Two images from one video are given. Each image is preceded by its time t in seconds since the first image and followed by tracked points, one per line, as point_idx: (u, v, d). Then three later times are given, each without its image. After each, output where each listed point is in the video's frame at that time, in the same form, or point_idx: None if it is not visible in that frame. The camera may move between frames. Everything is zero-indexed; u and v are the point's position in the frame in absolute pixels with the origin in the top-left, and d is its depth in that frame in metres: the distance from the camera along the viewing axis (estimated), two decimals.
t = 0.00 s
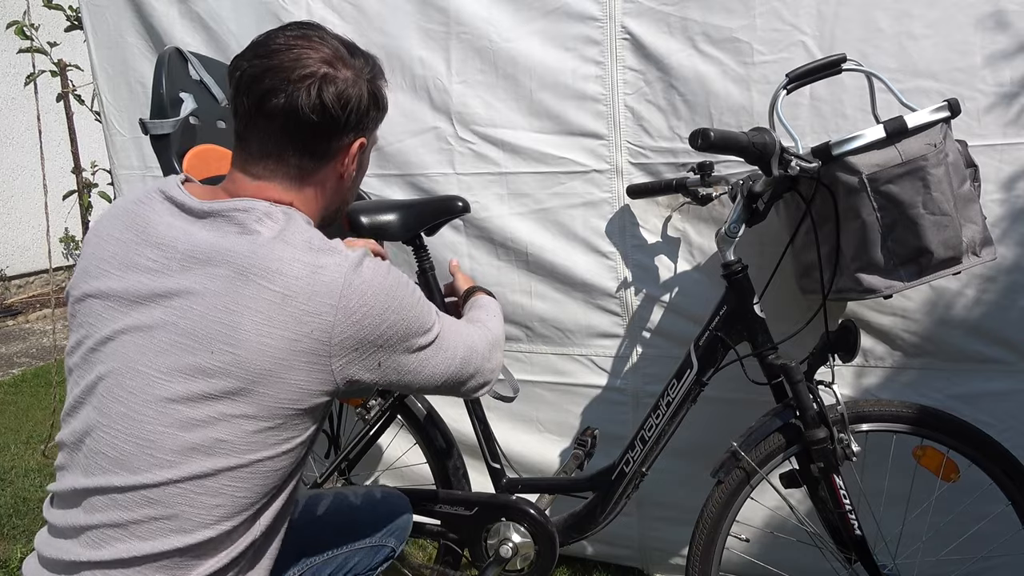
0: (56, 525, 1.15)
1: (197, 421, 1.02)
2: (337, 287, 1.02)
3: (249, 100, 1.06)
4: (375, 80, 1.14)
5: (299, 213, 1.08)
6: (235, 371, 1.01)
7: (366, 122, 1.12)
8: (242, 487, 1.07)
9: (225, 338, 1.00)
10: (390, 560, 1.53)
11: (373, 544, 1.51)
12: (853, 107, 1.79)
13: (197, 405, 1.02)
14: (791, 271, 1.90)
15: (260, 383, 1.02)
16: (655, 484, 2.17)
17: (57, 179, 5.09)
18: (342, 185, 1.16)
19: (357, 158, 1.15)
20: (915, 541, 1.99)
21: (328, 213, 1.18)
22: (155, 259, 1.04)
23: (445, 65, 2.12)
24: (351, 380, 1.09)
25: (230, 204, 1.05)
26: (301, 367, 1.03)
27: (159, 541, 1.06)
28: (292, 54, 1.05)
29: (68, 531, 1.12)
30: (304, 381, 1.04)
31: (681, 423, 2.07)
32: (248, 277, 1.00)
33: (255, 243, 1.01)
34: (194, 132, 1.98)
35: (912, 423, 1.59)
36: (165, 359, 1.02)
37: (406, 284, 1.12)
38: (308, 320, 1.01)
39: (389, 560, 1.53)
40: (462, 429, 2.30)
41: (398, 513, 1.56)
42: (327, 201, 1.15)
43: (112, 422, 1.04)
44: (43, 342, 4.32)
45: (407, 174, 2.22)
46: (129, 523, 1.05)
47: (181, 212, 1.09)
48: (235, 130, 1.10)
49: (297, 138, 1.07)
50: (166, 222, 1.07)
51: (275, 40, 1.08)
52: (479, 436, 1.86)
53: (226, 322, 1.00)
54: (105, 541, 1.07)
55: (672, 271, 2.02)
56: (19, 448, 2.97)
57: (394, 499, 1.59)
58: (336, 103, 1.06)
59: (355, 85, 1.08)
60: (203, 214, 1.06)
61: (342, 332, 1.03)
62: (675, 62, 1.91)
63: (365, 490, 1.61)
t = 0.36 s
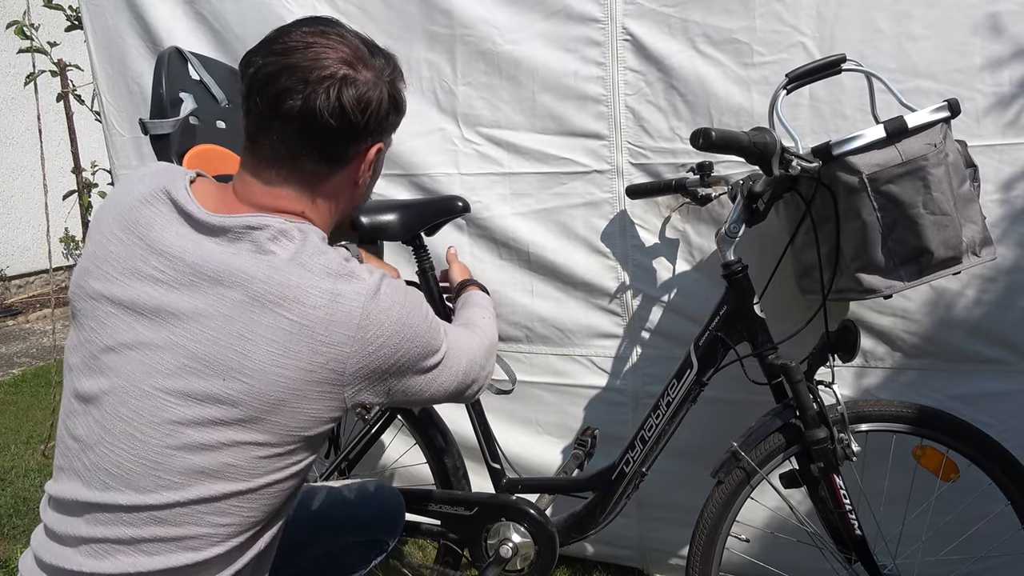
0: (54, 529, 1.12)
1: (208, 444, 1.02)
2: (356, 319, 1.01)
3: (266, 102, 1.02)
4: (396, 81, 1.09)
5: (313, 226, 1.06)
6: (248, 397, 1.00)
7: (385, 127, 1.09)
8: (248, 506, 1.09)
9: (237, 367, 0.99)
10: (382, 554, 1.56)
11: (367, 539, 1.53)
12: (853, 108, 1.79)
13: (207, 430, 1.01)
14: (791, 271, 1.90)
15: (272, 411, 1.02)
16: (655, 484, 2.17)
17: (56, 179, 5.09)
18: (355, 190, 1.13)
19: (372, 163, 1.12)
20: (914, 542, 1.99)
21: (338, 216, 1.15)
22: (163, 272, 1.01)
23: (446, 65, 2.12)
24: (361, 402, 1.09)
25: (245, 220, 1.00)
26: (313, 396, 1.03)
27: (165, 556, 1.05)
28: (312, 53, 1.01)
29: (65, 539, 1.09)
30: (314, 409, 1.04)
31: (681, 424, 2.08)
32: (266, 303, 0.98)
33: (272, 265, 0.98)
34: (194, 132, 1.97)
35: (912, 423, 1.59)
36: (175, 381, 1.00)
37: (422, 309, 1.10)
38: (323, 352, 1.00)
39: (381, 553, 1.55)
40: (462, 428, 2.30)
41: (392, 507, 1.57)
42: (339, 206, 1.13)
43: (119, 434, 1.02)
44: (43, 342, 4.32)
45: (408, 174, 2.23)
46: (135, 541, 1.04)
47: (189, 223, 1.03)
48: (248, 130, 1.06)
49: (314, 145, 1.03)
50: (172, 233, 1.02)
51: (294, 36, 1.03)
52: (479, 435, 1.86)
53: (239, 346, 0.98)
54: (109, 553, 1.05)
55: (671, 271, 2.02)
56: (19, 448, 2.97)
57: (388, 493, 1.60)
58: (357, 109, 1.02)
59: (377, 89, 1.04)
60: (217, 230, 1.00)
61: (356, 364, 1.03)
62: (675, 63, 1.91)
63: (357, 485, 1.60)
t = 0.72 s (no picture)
0: (53, 531, 1.12)
1: (208, 455, 1.01)
2: (358, 334, 1.01)
3: (280, 109, 1.00)
4: (411, 97, 1.09)
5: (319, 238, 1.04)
6: (247, 410, 1.00)
7: (398, 143, 1.08)
8: (245, 518, 1.08)
9: (237, 380, 0.98)
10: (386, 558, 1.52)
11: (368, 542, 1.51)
12: (853, 108, 1.79)
13: (206, 442, 1.01)
14: (791, 271, 1.89)
15: (271, 425, 1.01)
16: (655, 484, 2.17)
17: (57, 179, 5.09)
18: (364, 206, 1.11)
19: (383, 179, 1.10)
20: (915, 542, 1.99)
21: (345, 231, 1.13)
22: (167, 280, 1.00)
23: (445, 65, 2.12)
24: (358, 412, 1.10)
25: (248, 231, 1.00)
26: (312, 409, 1.03)
27: (161, 564, 1.05)
28: (330, 63, 1.00)
29: (63, 542, 1.09)
30: (313, 422, 1.04)
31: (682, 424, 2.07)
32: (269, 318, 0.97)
33: (274, 278, 0.98)
34: (192, 132, 1.97)
35: (913, 424, 1.58)
36: (174, 391, 0.99)
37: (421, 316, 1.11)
38: (324, 368, 1.00)
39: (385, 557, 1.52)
40: (462, 428, 2.30)
41: (394, 510, 1.56)
42: (349, 220, 1.11)
43: (117, 441, 1.01)
44: (43, 342, 4.32)
45: (408, 174, 2.22)
46: (131, 548, 1.04)
47: (194, 232, 1.03)
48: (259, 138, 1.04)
49: (326, 154, 1.02)
50: (176, 241, 1.02)
51: (312, 46, 1.03)
52: (478, 436, 1.85)
53: (240, 359, 0.98)
54: (105, 559, 1.05)
55: (671, 271, 2.01)
56: (19, 448, 2.97)
57: (391, 495, 1.59)
58: (372, 121, 1.01)
59: (392, 102, 1.04)
60: (221, 239, 1.00)
61: (356, 379, 1.03)
62: (675, 63, 1.91)
63: (361, 488, 1.60)
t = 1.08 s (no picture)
0: (38, 542, 1.13)
1: (180, 458, 1.02)
2: (326, 332, 1.01)
3: (244, 115, 1.03)
4: (376, 102, 1.11)
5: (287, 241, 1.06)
6: (217, 412, 1.00)
7: (363, 146, 1.10)
8: (222, 519, 1.08)
9: (206, 383, 0.99)
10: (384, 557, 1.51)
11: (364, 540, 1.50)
12: (852, 108, 1.79)
13: (178, 445, 1.01)
14: (791, 271, 1.90)
15: (241, 426, 1.02)
16: (655, 484, 2.17)
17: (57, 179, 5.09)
18: (332, 208, 1.13)
19: (349, 182, 1.12)
20: (914, 542, 1.99)
21: (317, 233, 1.15)
22: (137, 286, 1.02)
23: (445, 65, 2.12)
24: (331, 412, 1.09)
25: (213, 235, 1.01)
26: (283, 409, 1.03)
27: (141, 568, 1.06)
28: (291, 69, 1.03)
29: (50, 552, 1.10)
30: (286, 422, 1.04)
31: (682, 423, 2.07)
32: (235, 321, 0.98)
33: (242, 281, 0.99)
34: (194, 132, 1.98)
35: (912, 423, 1.59)
36: (144, 397, 1.00)
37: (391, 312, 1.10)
38: (294, 367, 1.00)
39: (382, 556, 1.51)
40: (462, 428, 2.30)
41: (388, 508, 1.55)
42: (316, 223, 1.12)
43: (91, 447, 1.03)
44: (43, 342, 4.32)
45: (410, 174, 2.23)
46: (111, 552, 1.05)
47: (163, 238, 1.04)
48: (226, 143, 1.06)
49: (288, 156, 1.04)
50: (146, 248, 1.03)
51: (277, 54, 1.05)
52: (479, 436, 1.85)
53: (209, 361, 0.99)
54: (88, 566, 1.06)
55: (671, 271, 2.02)
56: (19, 448, 2.97)
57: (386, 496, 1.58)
58: (335, 126, 1.03)
59: (355, 107, 1.05)
60: (186, 244, 1.02)
61: (327, 377, 1.03)
62: (675, 63, 1.91)
63: (355, 488, 1.60)
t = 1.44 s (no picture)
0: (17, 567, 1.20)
1: (102, 488, 1.04)
2: (235, 368, 1.00)
3: (173, 146, 1.04)
4: (315, 129, 1.10)
5: (217, 271, 1.06)
6: (132, 445, 1.02)
7: (300, 174, 1.10)
8: (148, 549, 1.08)
9: (121, 414, 1.02)
10: (390, 571, 1.54)
11: (373, 556, 1.50)
12: (852, 108, 1.78)
13: (100, 475, 1.04)
14: (791, 271, 1.89)
15: (151, 458, 1.02)
16: (655, 484, 2.17)
17: (58, 179, 5.08)
18: (273, 237, 1.13)
19: (288, 211, 1.11)
20: (915, 542, 1.99)
21: (262, 263, 1.15)
22: (71, 320, 1.07)
23: (443, 65, 2.11)
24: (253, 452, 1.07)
25: (140, 267, 1.05)
26: (194, 445, 1.02)
27: None
28: (220, 101, 1.04)
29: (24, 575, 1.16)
30: (201, 459, 1.03)
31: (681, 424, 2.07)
32: (149, 352, 1.00)
33: (157, 313, 1.01)
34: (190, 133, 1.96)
35: (914, 424, 1.58)
36: (70, 426, 1.05)
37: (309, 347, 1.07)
38: (199, 403, 1.00)
39: (389, 570, 1.54)
40: (462, 429, 2.29)
41: (399, 525, 1.54)
42: (254, 254, 1.12)
43: (34, 472, 1.09)
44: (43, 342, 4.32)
45: (409, 174, 2.22)
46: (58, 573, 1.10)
47: (99, 271, 1.09)
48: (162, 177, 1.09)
49: (213, 188, 1.04)
50: (83, 282, 1.08)
51: (210, 87, 1.07)
52: (478, 436, 1.85)
53: (125, 392, 1.01)
54: None
55: (672, 270, 2.01)
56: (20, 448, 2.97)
57: (397, 509, 1.56)
58: (261, 154, 1.03)
59: (285, 136, 1.05)
60: (117, 274, 1.06)
61: (233, 415, 1.01)
62: (675, 62, 1.90)
63: (364, 497, 1.57)
